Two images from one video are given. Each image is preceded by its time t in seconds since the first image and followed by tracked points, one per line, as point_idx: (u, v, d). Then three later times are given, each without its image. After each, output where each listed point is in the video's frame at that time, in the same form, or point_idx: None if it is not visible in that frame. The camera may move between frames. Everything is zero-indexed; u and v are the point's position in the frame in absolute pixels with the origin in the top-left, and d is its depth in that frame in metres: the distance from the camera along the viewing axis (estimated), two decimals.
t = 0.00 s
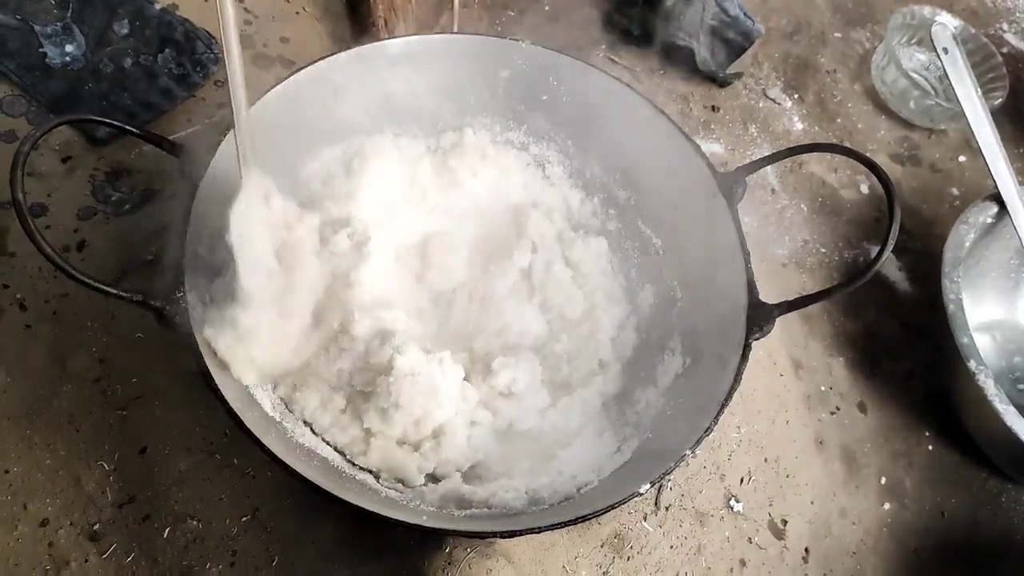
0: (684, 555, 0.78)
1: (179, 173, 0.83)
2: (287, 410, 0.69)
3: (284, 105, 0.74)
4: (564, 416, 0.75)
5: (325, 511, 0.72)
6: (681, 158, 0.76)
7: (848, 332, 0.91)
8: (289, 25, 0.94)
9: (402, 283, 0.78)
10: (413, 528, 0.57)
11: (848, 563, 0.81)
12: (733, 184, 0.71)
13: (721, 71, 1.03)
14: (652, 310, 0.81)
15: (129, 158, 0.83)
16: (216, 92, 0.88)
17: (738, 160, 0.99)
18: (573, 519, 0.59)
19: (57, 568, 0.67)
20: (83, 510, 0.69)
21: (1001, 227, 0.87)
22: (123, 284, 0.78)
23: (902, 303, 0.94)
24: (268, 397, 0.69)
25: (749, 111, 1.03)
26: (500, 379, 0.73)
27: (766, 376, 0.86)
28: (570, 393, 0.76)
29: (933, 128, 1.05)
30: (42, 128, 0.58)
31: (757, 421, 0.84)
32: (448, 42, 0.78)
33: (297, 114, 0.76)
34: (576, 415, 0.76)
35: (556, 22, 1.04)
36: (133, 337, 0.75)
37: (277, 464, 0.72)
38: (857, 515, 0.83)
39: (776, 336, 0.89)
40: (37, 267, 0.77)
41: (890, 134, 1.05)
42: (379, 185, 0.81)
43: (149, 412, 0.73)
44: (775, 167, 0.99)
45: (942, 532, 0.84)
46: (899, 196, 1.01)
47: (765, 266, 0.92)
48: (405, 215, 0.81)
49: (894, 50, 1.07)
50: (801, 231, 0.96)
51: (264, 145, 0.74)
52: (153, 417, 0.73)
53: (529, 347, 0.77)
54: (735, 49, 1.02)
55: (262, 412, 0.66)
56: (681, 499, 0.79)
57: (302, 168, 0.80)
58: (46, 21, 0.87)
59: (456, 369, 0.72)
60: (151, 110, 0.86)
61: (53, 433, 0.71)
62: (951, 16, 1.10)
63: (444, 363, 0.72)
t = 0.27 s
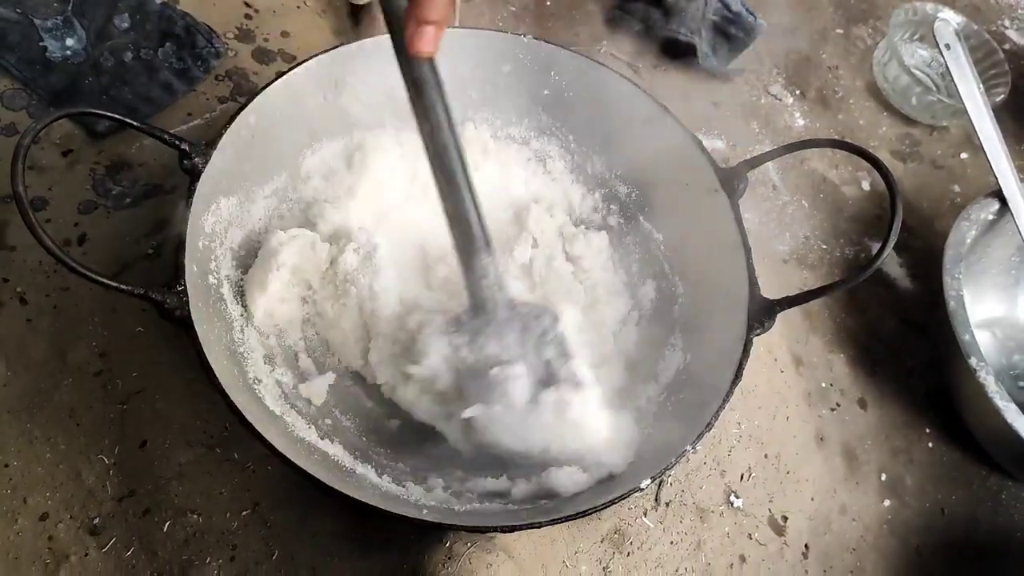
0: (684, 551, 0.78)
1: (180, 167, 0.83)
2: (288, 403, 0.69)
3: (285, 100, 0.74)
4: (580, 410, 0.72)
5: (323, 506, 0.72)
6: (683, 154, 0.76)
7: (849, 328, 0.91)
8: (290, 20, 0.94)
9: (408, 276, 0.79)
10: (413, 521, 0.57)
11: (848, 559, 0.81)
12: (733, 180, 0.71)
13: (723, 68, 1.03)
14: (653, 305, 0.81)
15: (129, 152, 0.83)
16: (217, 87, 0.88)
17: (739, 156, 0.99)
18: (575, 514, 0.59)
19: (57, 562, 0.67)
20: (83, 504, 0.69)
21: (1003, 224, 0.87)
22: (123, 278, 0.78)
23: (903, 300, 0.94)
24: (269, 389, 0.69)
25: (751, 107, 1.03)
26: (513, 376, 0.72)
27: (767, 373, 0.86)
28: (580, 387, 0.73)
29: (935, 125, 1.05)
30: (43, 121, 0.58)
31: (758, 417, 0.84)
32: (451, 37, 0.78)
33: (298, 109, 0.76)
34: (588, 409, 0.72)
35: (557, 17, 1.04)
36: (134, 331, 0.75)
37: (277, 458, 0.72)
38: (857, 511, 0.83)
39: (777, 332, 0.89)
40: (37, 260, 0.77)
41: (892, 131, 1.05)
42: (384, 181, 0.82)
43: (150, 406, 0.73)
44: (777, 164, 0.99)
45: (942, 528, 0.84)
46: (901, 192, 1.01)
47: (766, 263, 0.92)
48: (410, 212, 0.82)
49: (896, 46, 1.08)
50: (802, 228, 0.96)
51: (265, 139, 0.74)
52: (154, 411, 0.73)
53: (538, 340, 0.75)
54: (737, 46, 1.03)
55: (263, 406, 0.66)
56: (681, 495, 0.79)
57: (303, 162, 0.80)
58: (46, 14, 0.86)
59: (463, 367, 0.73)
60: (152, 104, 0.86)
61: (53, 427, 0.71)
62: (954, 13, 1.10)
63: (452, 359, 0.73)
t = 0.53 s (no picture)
0: (684, 551, 0.78)
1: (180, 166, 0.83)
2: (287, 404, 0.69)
3: (285, 100, 0.74)
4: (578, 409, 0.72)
5: (323, 506, 0.72)
6: (682, 154, 0.76)
7: (849, 328, 0.91)
8: (290, 19, 0.94)
9: (406, 274, 0.78)
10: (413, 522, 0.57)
11: (848, 559, 0.81)
12: (734, 179, 0.71)
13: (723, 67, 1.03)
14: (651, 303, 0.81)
15: (129, 151, 0.83)
16: (218, 86, 0.88)
17: (739, 156, 0.99)
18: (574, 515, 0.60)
19: (56, 562, 0.67)
20: (83, 504, 0.69)
21: (1003, 224, 0.87)
22: (123, 278, 0.78)
23: (903, 300, 0.93)
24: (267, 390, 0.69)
25: (752, 107, 1.02)
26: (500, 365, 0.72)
27: (767, 373, 0.86)
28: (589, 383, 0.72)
29: (935, 125, 1.05)
30: (43, 121, 0.58)
31: (758, 417, 0.84)
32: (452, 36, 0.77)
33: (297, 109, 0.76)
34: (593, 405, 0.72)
35: (558, 16, 1.04)
36: (133, 331, 0.75)
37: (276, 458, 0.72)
38: (857, 511, 0.83)
39: (777, 333, 0.89)
40: (37, 260, 0.77)
41: (892, 130, 1.05)
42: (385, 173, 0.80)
43: (150, 406, 0.73)
44: (777, 163, 0.98)
45: (942, 528, 0.84)
46: (901, 192, 1.01)
47: (766, 263, 0.92)
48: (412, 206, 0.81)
49: (896, 46, 1.07)
50: (802, 228, 0.96)
51: (264, 140, 0.74)
52: (154, 411, 0.73)
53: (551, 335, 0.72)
54: (737, 44, 1.03)
55: (262, 406, 0.66)
56: (681, 495, 0.79)
57: (303, 162, 0.80)
58: (46, 14, 0.85)
59: (465, 365, 0.72)
60: (152, 104, 0.86)
61: (52, 427, 0.71)
62: (954, 12, 1.10)
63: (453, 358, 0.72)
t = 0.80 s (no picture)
0: (684, 553, 0.78)
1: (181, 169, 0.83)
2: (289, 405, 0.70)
3: (286, 102, 0.75)
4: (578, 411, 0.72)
5: (323, 507, 0.72)
6: (682, 155, 0.77)
7: (850, 330, 0.91)
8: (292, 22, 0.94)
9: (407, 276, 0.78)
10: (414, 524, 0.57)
11: (849, 561, 0.81)
12: (734, 181, 0.71)
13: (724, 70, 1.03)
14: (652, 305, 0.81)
15: (131, 154, 0.83)
16: (220, 89, 0.89)
17: (740, 158, 0.99)
18: (574, 517, 0.60)
19: (58, 563, 0.67)
20: (85, 506, 0.69)
21: (1004, 226, 0.87)
22: (125, 280, 0.78)
23: (904, 302, 0.94)
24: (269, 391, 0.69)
25: (752, 109, 1.03)
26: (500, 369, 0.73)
27: (767, 374, 0.86)
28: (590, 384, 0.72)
29: (936, 126, 1.05)
30: (45, 123, 0.58)
31: (759, 419, 0.84)
32: (453, 37, 0.77)
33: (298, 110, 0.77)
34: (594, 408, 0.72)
35: (559, 18, 1.04)
36: (135, 332, 0.75)
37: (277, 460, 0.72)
38: (858, 513, 0.83)
39: (777, 335, 0.89)
40: (39, 262, 0.77)
41: (893, 132, 1.05)
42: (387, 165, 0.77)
43: (151, 407, 0.73)
44: (778, 165, 0.98)
45: (943, 529, 0.84)
46: (902, 194, 1.01)
47: (766, 265, 0.92)
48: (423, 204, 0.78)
49: (897, 48, 1.07)
50: (803, 229, 0.96)
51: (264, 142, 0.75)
52: (156, 413, 0.73)
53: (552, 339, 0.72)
54: (738, 48, 1.04)
55: (263, 408, 0.66)
56: (682, 497, 0.79)
57: (303, 164, 0.80)
58: (48, 16, 0.85)
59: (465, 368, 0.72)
60: (154, 106, 0.86)
61: (54, 428, 0.71)
62: (955, 14, 1.10)
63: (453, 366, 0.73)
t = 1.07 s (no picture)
0: (688, 552, 0.78)
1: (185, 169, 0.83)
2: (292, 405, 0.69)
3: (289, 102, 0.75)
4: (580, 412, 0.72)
5: (327, 507, 0.72)
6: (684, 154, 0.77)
7: (853, 329, 0.91)
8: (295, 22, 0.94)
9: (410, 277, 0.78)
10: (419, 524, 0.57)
11: (853, 560, 0.81)
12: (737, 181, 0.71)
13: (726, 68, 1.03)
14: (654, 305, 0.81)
15: (134, 154, 0.83)
16: (222, 89, 0.88)
17: (743, 157, 0.99)
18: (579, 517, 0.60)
19: (63, 563, 0.67)
20: (90, 506, 0.69)
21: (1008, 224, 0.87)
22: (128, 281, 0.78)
23: (908, 300, 0.93)
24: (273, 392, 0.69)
25: (755, 107, 1.02)
26: (506, 372, 0.72)
27: (771, 374, 0.86)
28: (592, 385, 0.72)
29: (939, 124, 1.05)
30: (48, 124, 0.58)
31: (762, 418, 0.84)
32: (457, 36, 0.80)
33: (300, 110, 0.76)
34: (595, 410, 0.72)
35: (561, 17, 1.04)
36: (139, 333, 0.75)
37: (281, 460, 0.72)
38: (862, 512, 0.83)
39: (781, 335, 0.89)
40: (43, 263, 0.77)
41: (896, 130, 1.05)
42: (391, 166, 0.79)
43: (155, 408, 0.73)
44: (781, 164, 0.98)
45: (947, 528, 0.84)
46: (905, 192, 1.00)
47: (769, 264, 0.92)
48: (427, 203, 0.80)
49: (901, 46, 1.07)
50: (806, 228, 0.95)
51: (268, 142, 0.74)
52: (160, 413, 0.73)
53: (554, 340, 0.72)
54: (741, 47, 1.03)
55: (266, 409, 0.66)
56: (685, 496, 0.79)
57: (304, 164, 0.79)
58: (51, 17, 0.86)
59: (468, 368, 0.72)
60: (157, 106, 0.86)
61: (59, 429, 0.71)
62: (959, 12, 1.10)
63: (459, 370, 0.72)
